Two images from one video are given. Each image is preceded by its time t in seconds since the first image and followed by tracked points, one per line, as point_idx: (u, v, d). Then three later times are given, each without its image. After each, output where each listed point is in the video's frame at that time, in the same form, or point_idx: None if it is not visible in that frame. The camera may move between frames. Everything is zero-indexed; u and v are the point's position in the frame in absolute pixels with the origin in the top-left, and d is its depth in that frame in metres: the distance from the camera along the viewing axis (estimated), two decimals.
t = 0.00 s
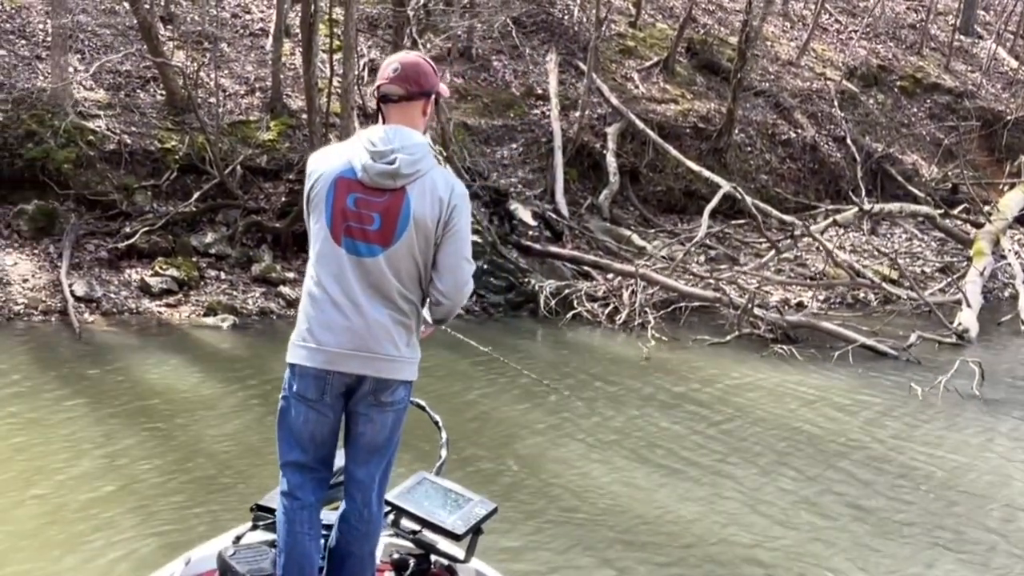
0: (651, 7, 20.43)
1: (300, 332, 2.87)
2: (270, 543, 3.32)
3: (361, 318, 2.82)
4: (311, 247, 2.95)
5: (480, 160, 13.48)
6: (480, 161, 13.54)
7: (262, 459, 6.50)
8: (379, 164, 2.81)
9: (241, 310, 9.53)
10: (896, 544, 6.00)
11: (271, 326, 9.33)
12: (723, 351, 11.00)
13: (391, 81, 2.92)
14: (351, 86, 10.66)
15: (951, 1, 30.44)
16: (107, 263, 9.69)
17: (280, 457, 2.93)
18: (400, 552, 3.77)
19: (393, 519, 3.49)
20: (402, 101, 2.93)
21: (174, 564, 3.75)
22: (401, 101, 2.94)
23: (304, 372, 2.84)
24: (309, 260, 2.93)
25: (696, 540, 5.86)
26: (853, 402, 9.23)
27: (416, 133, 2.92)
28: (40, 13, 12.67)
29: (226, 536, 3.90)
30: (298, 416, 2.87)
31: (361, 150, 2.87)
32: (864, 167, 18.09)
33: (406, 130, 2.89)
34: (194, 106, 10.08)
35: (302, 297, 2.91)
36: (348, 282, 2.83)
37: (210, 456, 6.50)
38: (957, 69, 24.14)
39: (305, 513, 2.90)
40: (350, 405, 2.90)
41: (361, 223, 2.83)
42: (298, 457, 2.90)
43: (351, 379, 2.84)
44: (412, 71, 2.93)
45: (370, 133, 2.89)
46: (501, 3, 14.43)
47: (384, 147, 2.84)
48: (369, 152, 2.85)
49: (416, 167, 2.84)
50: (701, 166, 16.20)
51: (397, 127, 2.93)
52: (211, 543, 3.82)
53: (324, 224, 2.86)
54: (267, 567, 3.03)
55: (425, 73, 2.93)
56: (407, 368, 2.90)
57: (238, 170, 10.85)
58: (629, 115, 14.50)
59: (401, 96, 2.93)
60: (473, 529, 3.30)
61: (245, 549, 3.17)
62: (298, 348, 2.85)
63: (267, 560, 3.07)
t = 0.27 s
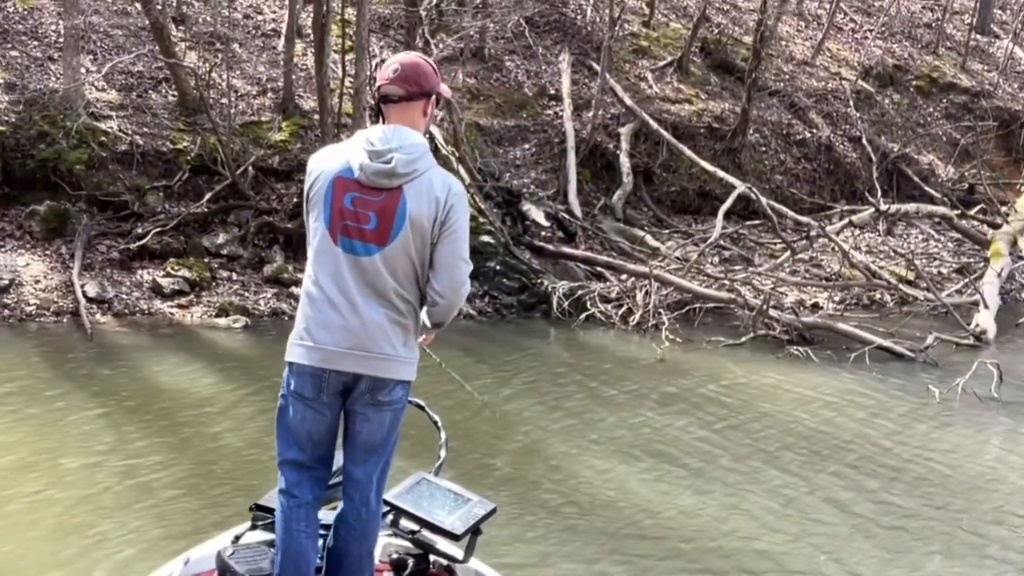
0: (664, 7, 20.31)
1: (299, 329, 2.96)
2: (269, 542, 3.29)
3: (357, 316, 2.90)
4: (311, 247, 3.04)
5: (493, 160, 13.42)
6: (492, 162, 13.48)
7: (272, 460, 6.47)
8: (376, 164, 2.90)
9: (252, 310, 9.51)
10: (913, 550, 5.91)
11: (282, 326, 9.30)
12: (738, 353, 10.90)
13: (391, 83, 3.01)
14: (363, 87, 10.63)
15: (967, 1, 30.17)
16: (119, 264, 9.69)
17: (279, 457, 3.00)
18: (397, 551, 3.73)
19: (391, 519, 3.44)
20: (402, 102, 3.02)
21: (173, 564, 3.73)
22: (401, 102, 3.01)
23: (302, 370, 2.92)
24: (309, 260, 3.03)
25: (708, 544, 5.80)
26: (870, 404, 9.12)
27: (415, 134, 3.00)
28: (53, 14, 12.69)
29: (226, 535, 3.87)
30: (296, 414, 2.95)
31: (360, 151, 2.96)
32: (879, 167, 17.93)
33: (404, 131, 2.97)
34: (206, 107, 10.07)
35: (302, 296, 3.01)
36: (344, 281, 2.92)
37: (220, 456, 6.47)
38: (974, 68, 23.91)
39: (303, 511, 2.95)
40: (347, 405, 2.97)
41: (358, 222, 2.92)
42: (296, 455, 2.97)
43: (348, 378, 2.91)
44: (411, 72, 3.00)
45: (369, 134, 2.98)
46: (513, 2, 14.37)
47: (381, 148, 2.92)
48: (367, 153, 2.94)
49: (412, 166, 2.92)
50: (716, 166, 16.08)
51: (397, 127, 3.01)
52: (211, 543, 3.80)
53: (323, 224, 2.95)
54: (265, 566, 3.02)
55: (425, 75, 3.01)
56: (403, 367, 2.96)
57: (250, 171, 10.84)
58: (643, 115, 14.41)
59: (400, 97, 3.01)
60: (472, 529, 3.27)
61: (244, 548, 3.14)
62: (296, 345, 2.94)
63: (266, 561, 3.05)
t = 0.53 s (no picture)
0: (678, 7, 20.20)
1: (297, 330, 2.91)
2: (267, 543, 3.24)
3: (355, 316, 2.84)
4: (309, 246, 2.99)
5: (505, 161, 13.36)
6: (505, 163, 13.43)
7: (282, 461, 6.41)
8: (375, 163, 2.85)
9: (264, 311, 9.46)
10: (932, 556, 5.81)
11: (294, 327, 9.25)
12: (753, 354, 10.78)
13: (390, 83, 2.97)
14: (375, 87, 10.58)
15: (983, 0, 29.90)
16: (131, 265, 9.66)
17: (277, 457, 2.95)
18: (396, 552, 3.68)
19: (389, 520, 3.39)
20: (401, 103, 2.97)
21: (172, 564, 3.69)
22: (399, 103, 2.98)
23: (299, 371, 2.86)
24: (307, 260, 2.98)
25: (721, 547, 5.73)
26: (887, 406, 9.00)
27: (414, 134, 2.95)
28: (65, 14, 12.70)
29: (226, 536, 3.82)
30: (294, 414, 2.89)
31: (359, 151, 2.91)
32: (895, 167, 17.76)
33: (403, 131, 2.92)
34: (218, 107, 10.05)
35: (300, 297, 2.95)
36: (343, 281, 2.86)
37: (231, 457, 6.42)
38: (990, 68, 23.68)
39: (301, 511, 2.90)
40: (346, 405, 2.91)
41: (357, 222, 2.86)
42: (294, 456, 2.92)
43: (346, 378, 2.86)
44: (409, 73, 2.97)
45: (367, 134, 2.93)
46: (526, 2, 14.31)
47: (379, 147, 2.87)
48: (366, 152, 2.89)
49: (411, 166, 2.87)
50: (730, 166, 15.97)
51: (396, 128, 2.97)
52: (210, 543, 3.75)
53: (321, 224, 2.90)
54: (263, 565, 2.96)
55: (423, 76, 2.97)
56: (401, 368, 2.91)
57: (262, 171, 10.81)
58: (657, 116, 14.31)
59: (399, 98, 2.97)
60: (471, 530, 3.22)
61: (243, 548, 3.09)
62: (294, 345, 2.89)
63: (266, 561, 2.99)
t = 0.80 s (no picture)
0: (692, 6, 20.08)
1: (297, 332, 2.84)
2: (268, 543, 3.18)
3: (356, 318, 2.78)
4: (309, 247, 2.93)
5: (519, 162, 13.29)
6: (518, 164, 13.36)
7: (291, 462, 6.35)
8: (376, 165, 2.79)
9: (276, 312, 9.41)
10: (951, 562, 5.70)
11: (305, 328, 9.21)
12: (769, 357, 10.65)
13: (390, 84, 2.91)
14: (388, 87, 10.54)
15: None
16: (143, 265, 9.64)
17: (278, 457, 2.88)
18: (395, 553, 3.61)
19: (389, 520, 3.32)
20: (402, 103, 2.91)
21: (172, 565, 3.62)
22: (400, 103, 2.92)
23: (300, 372, 2.80)
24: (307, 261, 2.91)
25: (735, 552, 5.63)
26: (905, 410, 8.86)
27: (415, 134, 2.89)
28: (78, 15, 12.72)
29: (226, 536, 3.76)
30: (295, 415, 2.83)
31: (359, 152, 2.85)
32: (912, 168, 17.58)
33: (404, 131, 2.86)
34: (230, 108, 10.02)
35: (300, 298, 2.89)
36: (343, 283, 2.80)
37: (240, 458, 6.36)
38: (1008, 68, 23.42)
39: (303, 512, 2.84)
40: (347, 405, 2.85)
41: (358, 223, 2.80)
42: (294, 457, 2.86)
43: (347, 379, 2.80)
44: (409, 74, 2.91)
45: (368, 134, 2.87)
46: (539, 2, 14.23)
47: (380, 148, 2.81)
48: (366, 153, 2.83)
49: (413, 166, 2.81)
50: (746, 167, 15.84)
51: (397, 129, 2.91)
52: (211, 543, 3.68)
53: (321, 224, 2.84)
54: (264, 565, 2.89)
55: (425, 76, 2.91)
56: (402, 368, 2.85)
57: (274, 172, 10.78)
58: (671, 116, 14.20)
59: (399, 99, 2.91)
60: (472, 531, 3.14)
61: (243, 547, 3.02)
62: (295, 347, 2.82)
63: (266, 561, 2.92)
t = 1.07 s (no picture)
0: (707, 7, 19.96)
1: (295, 333, 2.77)
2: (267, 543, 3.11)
3: (356, 320, 2.71)
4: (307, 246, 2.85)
5: (532, 163, 13.23)
6: (531, 165, 13.29)
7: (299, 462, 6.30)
8: (374, 165, 2.72)
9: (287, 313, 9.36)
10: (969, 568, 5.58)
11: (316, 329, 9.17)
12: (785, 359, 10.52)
13: (388, 85, 2.84)
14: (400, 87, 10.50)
15: None
16: (155, 266, 9.61)
17: (277, 458, 2.81)
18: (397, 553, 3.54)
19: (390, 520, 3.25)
20: (400, 103, 2.85)
21: (172, 565, 3.57)
22: (397, 105, 2.85)
23: (299, 373, 2.73)
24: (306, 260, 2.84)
25: (749, 554, 5.54)
26: (923, 413, 8.72)
27: (413, 135, 2.82)
28: (92, 16, 12.74)
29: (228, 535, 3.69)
30: (294, 415, 2.76)
31: (358, 152, 2.78)
32: (929, 169, 17.40)
33: (402, 132, 2.80)
34: (243, 109, 10.00)
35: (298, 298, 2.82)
36: (343, 283, 2.73)
37: (249, 458, 6.31)
38: None
39: (304, 513, 2.77)
40: (345, 405, 2.78)
41: (356, 224, 2.73)
42: (295, 458, 2.79)
43: (346, 380, 2.73)
44: (407, 75, 2.85)
45: (366, 135, 2.80)
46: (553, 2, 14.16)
47: (378, 149, 2.74)
48: (364, 153, 2.75)
49: (411, 168, 2.74)
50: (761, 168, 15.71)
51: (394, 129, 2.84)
52: (211, 544, 3.62)
53: (320, 224, 2.76)
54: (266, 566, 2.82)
55: (422, 76, 2.86)
56: (402, 370, 2.78)
57: (286, 173, 10.75)
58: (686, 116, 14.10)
59: (396, 101, 2.85)
60: (472, 533, 3.06)
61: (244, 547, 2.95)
62: (294, 348, 2.75)
63: (266, 562, 2.86)
